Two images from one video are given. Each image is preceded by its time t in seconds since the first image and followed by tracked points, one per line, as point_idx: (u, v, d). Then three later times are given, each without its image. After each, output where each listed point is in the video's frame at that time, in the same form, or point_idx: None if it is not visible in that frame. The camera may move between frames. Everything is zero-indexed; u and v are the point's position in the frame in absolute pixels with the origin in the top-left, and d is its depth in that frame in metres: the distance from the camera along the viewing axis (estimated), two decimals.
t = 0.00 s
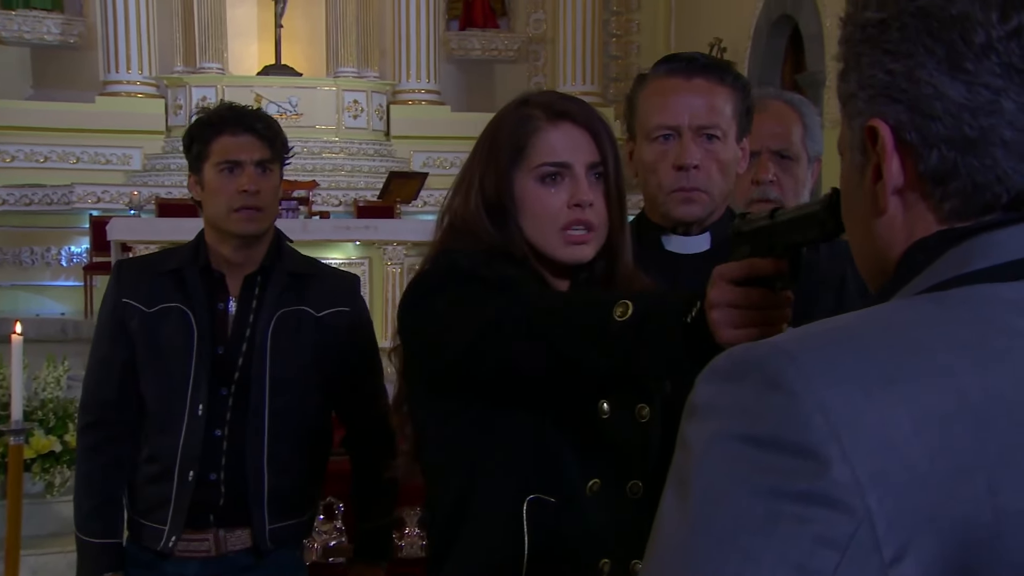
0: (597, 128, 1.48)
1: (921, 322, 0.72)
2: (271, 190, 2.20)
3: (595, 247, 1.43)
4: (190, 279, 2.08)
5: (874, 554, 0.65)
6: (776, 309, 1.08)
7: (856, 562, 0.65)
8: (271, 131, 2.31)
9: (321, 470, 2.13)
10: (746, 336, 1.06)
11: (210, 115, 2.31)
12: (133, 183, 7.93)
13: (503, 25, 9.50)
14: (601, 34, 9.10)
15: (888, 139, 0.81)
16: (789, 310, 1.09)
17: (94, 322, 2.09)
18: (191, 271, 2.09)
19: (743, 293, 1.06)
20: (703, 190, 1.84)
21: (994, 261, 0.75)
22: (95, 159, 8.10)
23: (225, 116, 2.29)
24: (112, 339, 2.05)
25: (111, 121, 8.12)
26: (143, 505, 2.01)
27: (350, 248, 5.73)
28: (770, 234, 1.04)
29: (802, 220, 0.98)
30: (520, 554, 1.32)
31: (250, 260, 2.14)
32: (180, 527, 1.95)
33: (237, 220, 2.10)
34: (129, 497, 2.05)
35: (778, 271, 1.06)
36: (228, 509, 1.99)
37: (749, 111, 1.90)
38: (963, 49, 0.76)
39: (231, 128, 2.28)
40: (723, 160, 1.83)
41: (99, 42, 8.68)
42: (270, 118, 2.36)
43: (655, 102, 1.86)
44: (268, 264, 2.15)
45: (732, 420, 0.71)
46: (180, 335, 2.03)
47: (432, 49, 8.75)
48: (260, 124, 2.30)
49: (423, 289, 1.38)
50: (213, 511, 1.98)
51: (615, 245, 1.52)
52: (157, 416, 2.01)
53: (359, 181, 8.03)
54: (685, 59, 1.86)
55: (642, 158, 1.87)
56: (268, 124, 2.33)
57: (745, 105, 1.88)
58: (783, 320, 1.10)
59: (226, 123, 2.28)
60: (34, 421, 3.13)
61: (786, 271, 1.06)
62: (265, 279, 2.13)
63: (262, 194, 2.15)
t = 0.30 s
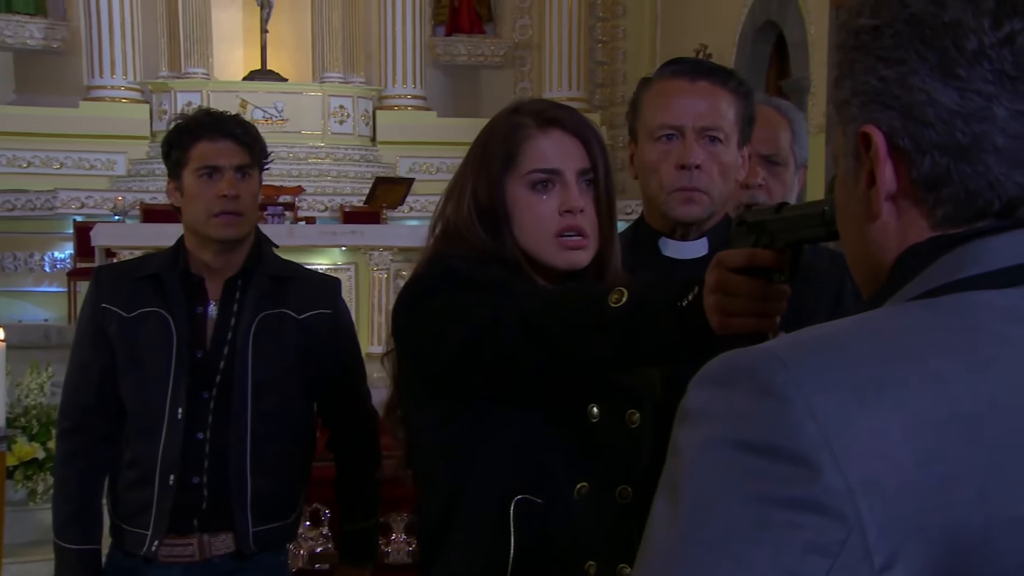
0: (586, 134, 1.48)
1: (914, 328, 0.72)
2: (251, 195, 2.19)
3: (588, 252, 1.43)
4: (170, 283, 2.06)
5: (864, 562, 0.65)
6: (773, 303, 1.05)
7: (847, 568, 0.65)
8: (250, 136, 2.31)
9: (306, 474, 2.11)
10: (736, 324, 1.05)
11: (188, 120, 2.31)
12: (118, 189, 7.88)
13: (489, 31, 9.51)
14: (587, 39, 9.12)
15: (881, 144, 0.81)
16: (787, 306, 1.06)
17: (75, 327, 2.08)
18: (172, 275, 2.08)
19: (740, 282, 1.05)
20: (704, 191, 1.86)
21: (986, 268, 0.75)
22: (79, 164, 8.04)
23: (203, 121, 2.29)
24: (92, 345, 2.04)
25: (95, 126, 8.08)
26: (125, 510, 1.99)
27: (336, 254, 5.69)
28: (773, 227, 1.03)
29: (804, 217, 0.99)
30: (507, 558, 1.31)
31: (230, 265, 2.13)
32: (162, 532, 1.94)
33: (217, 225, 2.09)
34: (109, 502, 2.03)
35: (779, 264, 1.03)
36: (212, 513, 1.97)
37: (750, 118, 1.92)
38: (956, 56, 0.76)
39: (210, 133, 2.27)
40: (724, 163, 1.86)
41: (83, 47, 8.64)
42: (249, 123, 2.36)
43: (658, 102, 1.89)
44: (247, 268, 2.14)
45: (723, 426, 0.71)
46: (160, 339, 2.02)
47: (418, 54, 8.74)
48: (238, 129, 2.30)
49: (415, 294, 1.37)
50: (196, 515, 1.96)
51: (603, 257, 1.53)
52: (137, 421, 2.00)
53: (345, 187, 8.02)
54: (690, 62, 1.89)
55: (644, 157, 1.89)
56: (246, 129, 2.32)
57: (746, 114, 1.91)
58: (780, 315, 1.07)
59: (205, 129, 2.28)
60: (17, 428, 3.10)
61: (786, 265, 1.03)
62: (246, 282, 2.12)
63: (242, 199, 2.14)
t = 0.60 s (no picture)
0: (569, 134, 1.47)
1: (891, 328, 0.72)
2: (226, 195, 2.17)
3: (571, 251, 1.43)
4: (143, 283, 2.04)
5: (840, 562, 0.65)
6: (743, 296, 1.06)
7: (823, 568, 0.65)
8: (224, 136, 2.30)
9: (283, 474, 2.10)
10: (709, 318, 1.05)
11: (162, 120, 2.29)
12: (94, 188, 7.82)
13: (468, 30, 9.51)
14: (567, 38, 9.12)
15: (858, 142, 0.81)
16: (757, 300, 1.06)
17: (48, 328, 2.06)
18: (146, 275, 2.06)
19: (711, 276, 1.04)
20: (686, 189, 1.86)
21: (962, 267, 0.75)
22: (55, 164, 7.97)
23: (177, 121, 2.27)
24: (65, 346, 2.02)
25: (71, 125, 8.01)
26: (98, 511, 1.97)
27: (315, 253, 5.68)
28: (742, 222, 1.03)
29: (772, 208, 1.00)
30: (486, 557, 1.31)
31: (204, 265, 2.12)
32: (137, 533, 1.92)
33: (191, 225, 2.08)
34: (83, 505, 2.02)
35: (747, 259, 1.04)
36: (189, 513, 1.95)
37: (733, 119, 1.93)
38: (932, 55, 0.76)
39: (184, 133, 2.26)
40: (707, 162, 1.87)
41: (58, 46, 8.57)
42: (222, 122, 2.34)
43: (642, 100, 1.90)
44: (222, 269, 2.13)
45: (700, 426, 0.71)
46: (135, 340, 2.00)
47: (398, 54, 8.72)
48: (212, 128, 2.28)
49: (397, 293, 1.37)
50: (172, 515, 1.95)
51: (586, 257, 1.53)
52: (111, 423, 1.98)
53: (325, 186, 7.99)
54: (674, 62, 1.90)
55: (628, 155, 1.90)
56: (221, 129, 2.31)
57: (730, 115, 1.92)
58: (750, 308, 1.07)
59: (178, 128, 2.26)
60: None
61: (755, 260, 1.04)
62: (220, 283, 2.10)
63: (216, 198, 2.13)
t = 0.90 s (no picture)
0: (555, 134, 1.47)
1: (871, 328, 0.72)
2: (206, 193, 2.16)
3: (556, 250, 1.43)
4: (122, 283, 2.04)
5: (820, 561, 0.65)
6: (720, 289, 1.05)
7: (803, 568, 0.65)
8: (204, 133, 2.29)
9: (264, 471, 2.09)
10: (684, 311, 1.05)
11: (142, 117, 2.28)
12: (77, 185, 7.77)
13: (455, 28, 9.49)
14: (553, 36, 9.12)
15: (838, 142, 0.81)
16: (732, 292, 1.05)
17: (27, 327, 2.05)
18: (124, 275, 2.05)
19: (687, 270, 1.04)
20: (671, 188, 1.86)
21: (941, 267, 0.76)
22: (37, 160, 7.90)
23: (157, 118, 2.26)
24: (43, 345, 2.01)
25: (54, 121, 7.95)
26: (76, 511, 1.96)
27: (301, 251, 5.67)
28: (716, 216, 1.01)
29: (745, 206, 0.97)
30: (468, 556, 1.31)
31: (184, 263, 2.11)
32: (115, 532, 1.91)
33: (170, 222, 2.07)
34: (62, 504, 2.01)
35: (722, 252, 1.03)
36: (169, 512, 1.95)
37: (719, 119, 1.93)
38: (910, 56, 0.76)
39: (164, 130, 2.25)
40: (693, 160, 1.87)
41: (41, 42, 8.52)
42: (202, 120, 2.33)
43: (628, 99, 1.90)
44: (201, 268, 2.12)
45: (680, 427, 0.71)
46: (113, 338, 1.99)
47: (384, 52, 8.71)
48: (193, 126, 2.27)
49: (383, 291, 1.37)
50: (152, 513, 1.94)
51: (570, 255, 1.53)
52: (89, 423, 1.97)
53: (310, 184, 7.97)
54: (660, 61, 1.90)
55: (614, 153, 1.90)
56: (201, 126, 2.30)
57: (715, 114, 1.92)
58: (725, 301, 1.06)
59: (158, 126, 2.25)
60: None
61: (729, 253, 1.03)
62: (200, 283, 2.10)
63: (197, 196, 2.12)
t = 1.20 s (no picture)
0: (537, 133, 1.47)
1: (852, 331, 0.72)
2: (184, 195, 2.15)
3: (538, 248, 1.43)
4: (100, 286, 2.02)
5: (802, 563, 0.65)
6: (704, 289, 1.04)
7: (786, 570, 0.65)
8: (182, 135, 2.28)
9: (245, 474, 2.08)
10: (668, 310, 1.05)
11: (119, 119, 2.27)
12: (60, 186, 7.72)
13: (440, 29, 9.48)
14: (538, 37, 9.13)
15: (819, 145, 0.81)
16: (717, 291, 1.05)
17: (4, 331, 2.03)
18: (102, 278, 2.04)
19: (671, 269, 1.03)
20: (655, 190, 1.86)
21: (921, 269, 0.76)
22: (19, 161, 7.84)
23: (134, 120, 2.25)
24: (20, 349, 1.99)
25: (36, 122, 7.89)
26: (53, 515, 1.94)
27: (286, 253, 5.66)
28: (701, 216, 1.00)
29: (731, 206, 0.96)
30: (451, 558, 1.30)
31: (162, 266, 2.10)
32: (93, 536, 1.89)
33: (148, 225, 2.05)
34: (40, 509, 1.99)
35: (707, 251, 1.02)
36: (148, 515, 1.93)
37: (704, 120, 1.93)
38: (891, 58, 0.77)
39: (141, 133, 2.24)
40: (677, 162, 1.87)
41: (23, 42, 8.46)
42: (180, 122, 2.32)
43: (613, 101, 1.90)
44: (180, 270, 2.11)
45: (663, 430, 0.71)
46: (91, 342, 1.98)
47: (369, 53, 8.69)
48: (170, 128, 2.26)
49: (366, 292, 1.36)
50: (132, 515, 1.93)
51: (553, 256, 1.53)
52: (66, 426, 1.95)
53: (295, 185, 7.99)
54: (644, 63, 1.90)
55: (598, 155, 1.90)
56: (179, 129, 2.29)
57: (700, 115, 1.93)
58: (709, 301, 1.06)
59: (136, 128, 2.24)
60: None
61: (714, 252, 1.02)
62: (178, 285, 2.09)
63: (174, 198, 2.10)
